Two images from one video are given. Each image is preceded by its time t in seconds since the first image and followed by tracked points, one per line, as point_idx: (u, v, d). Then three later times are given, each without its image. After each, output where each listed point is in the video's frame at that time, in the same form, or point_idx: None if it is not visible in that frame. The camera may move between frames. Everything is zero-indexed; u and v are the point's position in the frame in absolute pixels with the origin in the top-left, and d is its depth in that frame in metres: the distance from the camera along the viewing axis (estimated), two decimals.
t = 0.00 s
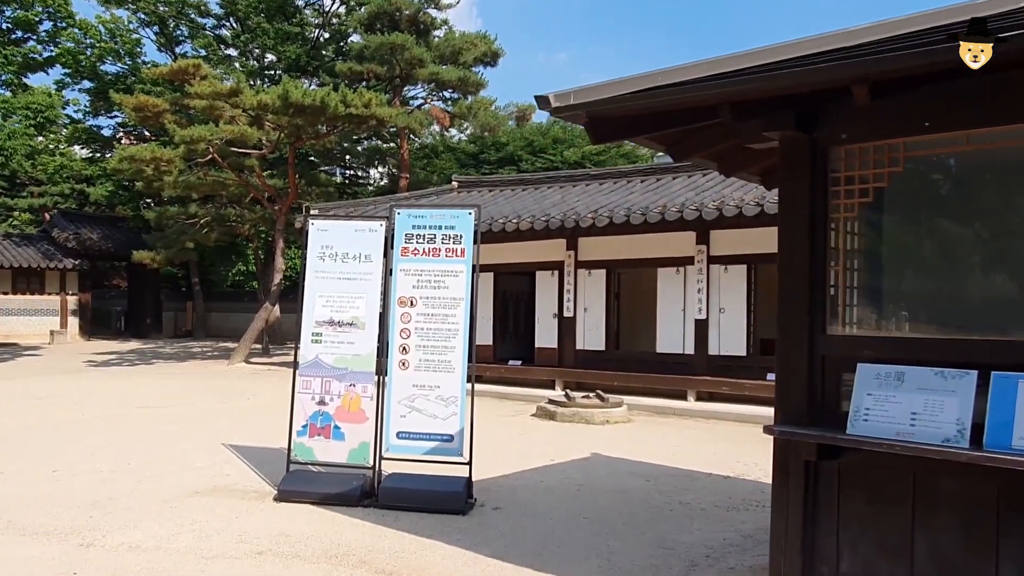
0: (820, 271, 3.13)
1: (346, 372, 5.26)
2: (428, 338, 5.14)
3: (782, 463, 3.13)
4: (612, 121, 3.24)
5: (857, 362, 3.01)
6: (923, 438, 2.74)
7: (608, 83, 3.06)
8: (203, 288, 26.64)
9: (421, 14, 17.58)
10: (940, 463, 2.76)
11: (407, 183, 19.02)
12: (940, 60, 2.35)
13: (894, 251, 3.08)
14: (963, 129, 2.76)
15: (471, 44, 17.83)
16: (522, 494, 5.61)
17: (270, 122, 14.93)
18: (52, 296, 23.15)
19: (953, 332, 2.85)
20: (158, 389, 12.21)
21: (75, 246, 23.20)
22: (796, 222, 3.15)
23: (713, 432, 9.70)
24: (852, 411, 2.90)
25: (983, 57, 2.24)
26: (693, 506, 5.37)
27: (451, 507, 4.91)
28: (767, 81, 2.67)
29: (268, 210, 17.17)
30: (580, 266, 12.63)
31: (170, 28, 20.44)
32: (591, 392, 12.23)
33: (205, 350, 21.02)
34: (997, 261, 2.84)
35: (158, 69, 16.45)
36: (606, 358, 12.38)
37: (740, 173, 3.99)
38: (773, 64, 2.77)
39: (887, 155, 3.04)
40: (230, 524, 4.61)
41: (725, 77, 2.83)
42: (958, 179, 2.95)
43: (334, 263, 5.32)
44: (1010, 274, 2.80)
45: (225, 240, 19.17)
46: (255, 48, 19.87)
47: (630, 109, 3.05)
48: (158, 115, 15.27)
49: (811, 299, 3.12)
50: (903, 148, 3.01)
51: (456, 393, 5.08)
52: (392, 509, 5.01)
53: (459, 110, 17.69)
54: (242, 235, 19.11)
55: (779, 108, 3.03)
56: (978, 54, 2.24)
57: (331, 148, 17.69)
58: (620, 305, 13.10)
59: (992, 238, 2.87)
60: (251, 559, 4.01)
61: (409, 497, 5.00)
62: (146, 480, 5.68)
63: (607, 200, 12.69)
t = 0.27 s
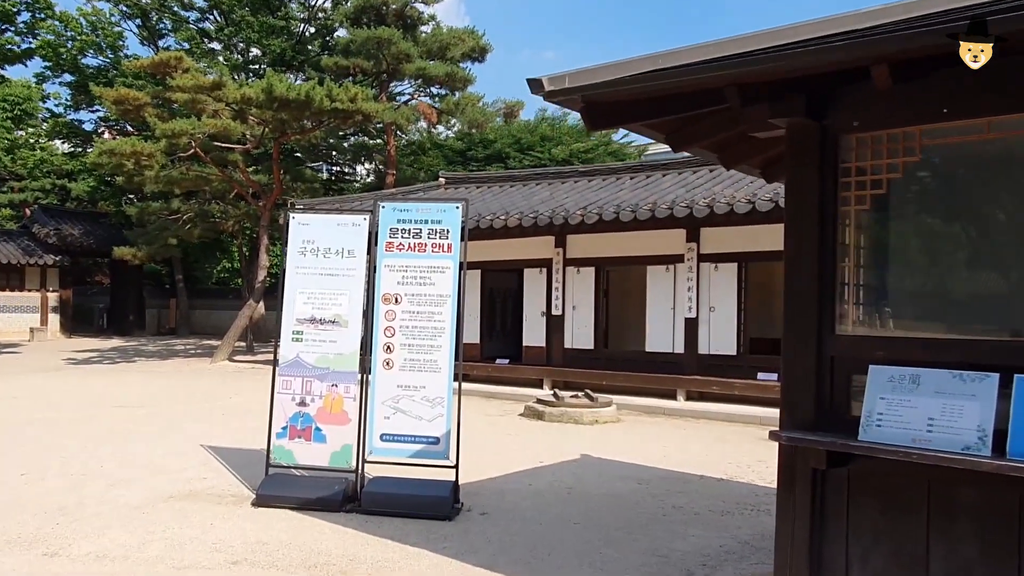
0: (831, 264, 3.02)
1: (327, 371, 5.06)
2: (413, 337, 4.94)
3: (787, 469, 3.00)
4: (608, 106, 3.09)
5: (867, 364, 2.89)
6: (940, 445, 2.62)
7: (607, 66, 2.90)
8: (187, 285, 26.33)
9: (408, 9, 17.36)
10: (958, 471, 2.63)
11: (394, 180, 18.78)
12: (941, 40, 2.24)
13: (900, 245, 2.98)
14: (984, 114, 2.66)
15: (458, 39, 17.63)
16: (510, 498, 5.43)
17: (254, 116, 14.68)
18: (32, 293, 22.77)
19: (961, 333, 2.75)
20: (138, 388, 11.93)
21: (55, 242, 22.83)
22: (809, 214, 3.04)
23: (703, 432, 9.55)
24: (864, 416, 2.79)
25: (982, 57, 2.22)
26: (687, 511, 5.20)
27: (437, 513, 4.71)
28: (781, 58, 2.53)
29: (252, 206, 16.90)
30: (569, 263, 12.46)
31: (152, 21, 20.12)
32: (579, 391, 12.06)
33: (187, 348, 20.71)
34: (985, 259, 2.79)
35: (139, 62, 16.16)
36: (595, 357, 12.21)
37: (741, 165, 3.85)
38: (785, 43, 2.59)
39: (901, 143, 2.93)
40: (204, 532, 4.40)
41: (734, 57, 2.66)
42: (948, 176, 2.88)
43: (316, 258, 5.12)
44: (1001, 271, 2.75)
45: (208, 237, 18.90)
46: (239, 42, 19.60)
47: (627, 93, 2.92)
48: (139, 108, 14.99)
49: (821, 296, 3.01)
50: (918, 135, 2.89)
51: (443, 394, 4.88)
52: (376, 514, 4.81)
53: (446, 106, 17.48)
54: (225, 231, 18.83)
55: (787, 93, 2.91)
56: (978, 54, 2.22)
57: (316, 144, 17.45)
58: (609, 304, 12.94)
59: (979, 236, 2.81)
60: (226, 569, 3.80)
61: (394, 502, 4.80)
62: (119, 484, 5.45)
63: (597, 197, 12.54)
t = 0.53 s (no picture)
0: (839, 257, 2.84)
1: (305, 371, 4.82)
2: (396, 335, 4.71)
3: (795, 476, 2.84)
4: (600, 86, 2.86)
5: (881, 366, 2.71)
6: (961, 454, 2.45)
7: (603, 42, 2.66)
8: (170, 281, 25.95)
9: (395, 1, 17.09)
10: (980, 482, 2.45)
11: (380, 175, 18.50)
12: (965, 13, 2.07)
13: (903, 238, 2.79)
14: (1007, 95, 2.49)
15: (446, 33, 17.38)
16: (497, 503, 5.21)
17: (237, 109, 14.39)
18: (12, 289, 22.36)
19: (970, 334, 2.58)
20: (116, 387, 11.63)
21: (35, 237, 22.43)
22: (819, 204, 2.85)
23: (695, 433, 9.37)
24: (879, 422, 2.61)
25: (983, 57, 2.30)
26: (681, 517, 4.99)
27: (419, 519, 4.49)
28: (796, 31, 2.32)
29: (235, 200, 16.59)
30: (558, 260, 12.25)
31: (135, 12, 19.77)
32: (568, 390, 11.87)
33: (170, 345, 20.37)
34: (972, 255, 2.66)
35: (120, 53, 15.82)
36: (584, 355, 12.02)
37: (740, 155, 3.65)
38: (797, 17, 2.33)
39: (916, 128, 2.75)
40: (173, 540, 4.16)
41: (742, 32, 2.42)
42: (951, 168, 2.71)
43: (294, 252, 4.87)
44: (991, 266, 2.62)
45: (191, 232, 18.55)
46: (223, 34, 19.27)
47: (622, 73, 2.71)
48: (119, 100, 14.67)
49: (828, 292, 2.83)
50: (934, 119, 2.71)
51: (426, 394, 4.66)
52: (355, 521, 4.58)
53: (433, 100, 17.22)
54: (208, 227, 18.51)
55: (795, 73, 2.72)
56: (978, 54, 2.30)
57: (301, 137, 17.14)
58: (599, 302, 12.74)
59: (966, 231, 2.68)
60: None
61: (375, 508, 4.57)
62: (86, 489, 5.19)
63: (587, 192, 12.34)
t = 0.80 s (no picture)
0: (849, 252, 2.65)
1: (283, 370, 4.59)
2: (378, 334, 4.50)
3: (801, 498, 2.67)
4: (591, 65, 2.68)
5: (896, 369, 2.52)
6: (984, 466, 2.28)
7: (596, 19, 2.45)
8: (154, 277, 25.63)
9: None
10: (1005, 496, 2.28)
11: (367, 170, 18.25)
12: None
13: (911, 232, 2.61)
14: None
15: (434, 25, 17.14)
16: (485, 507, 5.01)
17: (219, 101, 14.13)
18: None
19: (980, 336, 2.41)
20: (95, 385, 11.38)
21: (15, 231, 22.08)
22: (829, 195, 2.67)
23: (686, 433, 9.21)
24: (894, 429, 2.44)
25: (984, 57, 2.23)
26: (676, 523, 4.81)
27: (403, 525, 4.29)
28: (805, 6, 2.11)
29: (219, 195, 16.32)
30: (547, 256, 12.06)
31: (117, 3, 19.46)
32: (557, 389, 11.69)
33: (153, 341, 20.09)
34: (962, 252, 2.52)
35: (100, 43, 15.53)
36: (574, 354, 11.84)
37: (740, 143, 3.46)
38: None
39: (932, 113, 2.56)
40: (140, 550, 3.94)
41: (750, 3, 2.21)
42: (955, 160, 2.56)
43: (270, 246, 4.64)
44: (987, 265, 2.48)
45: (174, 227, 18.27)
46: (207, 26, 18.99)
47: (617, 51, 2.51)
48: (98, 91, 14.41)
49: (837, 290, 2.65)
50: (953, 103, 2.53)
51: (409, 396, 4.45)
52: (335, 527, 4.37)
53: (421, 94, 16.98)
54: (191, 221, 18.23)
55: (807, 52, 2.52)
56: (978, 54, 2.24)
57: (287, 131, 16.90)
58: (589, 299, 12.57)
59: (956, 229, 2.54)
60: None
61: (356, 514, 4.36)
62: (55, 494, 4.97)
63: (577, 187, 12.15)
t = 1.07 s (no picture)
0: (866, 241, 2.45)
1: (260, 369, 4.35)
2: (360, 331, 4.27)
3: (816, 510, 2.48)
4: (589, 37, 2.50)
5: (919, 369, 2.32)
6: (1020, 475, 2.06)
7: None
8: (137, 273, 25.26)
9: None
10: None
11: (353, 165, 17.98)
12: None
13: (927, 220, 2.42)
14: None
15: (421, 18, 16.90)
16: (472, 512, 4.79)
17: (201, 93, 13.86)
18: None
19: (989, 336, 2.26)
20: (72, 384, 11.09)
21: None
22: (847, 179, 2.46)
23: (678, 433, 9.03)
24: (918, 433, 2.24)
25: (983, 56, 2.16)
26: (672, 529, 4.59)
27: (386, 533, 4.07)
28: None
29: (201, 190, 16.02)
30: (535, 253, 11.85)
31: None
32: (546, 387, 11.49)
33: (135, 339, 19.77)
34: (949, 249, 2.40)
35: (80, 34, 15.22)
36: (563, 352, 11.64)
37: (743, 128, 3.27)
38: None
39: (957, 90, 2.38)
40: (104, 560, 3.70)
41: None
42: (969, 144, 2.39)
43: (247, 239, 4.41)
44: (976, 262, 2.36)
45: (155, 223, 17.95)
46: (190, 18, 18.68)
47: (616, 19, 2.31)
48: (77, 82, 14.10)
49: (855, 286, 2.44)
50: (981, 78, 2.35)
51: (393, 396, 4.23)
52: (315, 536, 4.14)
53: (407, 88, 16.72)
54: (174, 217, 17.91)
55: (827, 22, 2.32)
56: (978, 55, 2.17)
57: (271, 125, 16.62)
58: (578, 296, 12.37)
59: (945, 225, 2.41)
60: None
61: (336, 521, 4.14)
62: (19, 501, 4.72)
63: (565, 182, 11.95)
